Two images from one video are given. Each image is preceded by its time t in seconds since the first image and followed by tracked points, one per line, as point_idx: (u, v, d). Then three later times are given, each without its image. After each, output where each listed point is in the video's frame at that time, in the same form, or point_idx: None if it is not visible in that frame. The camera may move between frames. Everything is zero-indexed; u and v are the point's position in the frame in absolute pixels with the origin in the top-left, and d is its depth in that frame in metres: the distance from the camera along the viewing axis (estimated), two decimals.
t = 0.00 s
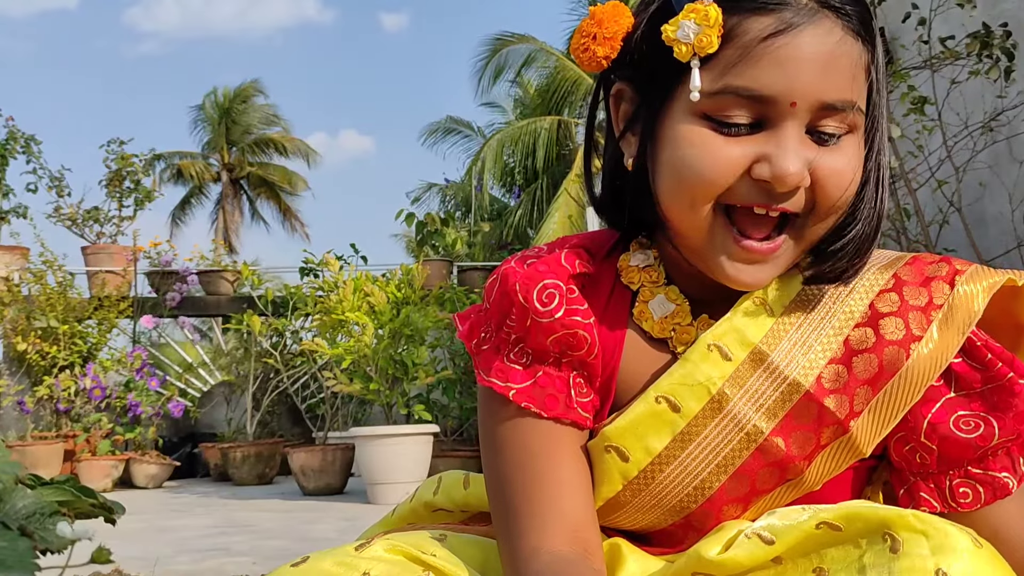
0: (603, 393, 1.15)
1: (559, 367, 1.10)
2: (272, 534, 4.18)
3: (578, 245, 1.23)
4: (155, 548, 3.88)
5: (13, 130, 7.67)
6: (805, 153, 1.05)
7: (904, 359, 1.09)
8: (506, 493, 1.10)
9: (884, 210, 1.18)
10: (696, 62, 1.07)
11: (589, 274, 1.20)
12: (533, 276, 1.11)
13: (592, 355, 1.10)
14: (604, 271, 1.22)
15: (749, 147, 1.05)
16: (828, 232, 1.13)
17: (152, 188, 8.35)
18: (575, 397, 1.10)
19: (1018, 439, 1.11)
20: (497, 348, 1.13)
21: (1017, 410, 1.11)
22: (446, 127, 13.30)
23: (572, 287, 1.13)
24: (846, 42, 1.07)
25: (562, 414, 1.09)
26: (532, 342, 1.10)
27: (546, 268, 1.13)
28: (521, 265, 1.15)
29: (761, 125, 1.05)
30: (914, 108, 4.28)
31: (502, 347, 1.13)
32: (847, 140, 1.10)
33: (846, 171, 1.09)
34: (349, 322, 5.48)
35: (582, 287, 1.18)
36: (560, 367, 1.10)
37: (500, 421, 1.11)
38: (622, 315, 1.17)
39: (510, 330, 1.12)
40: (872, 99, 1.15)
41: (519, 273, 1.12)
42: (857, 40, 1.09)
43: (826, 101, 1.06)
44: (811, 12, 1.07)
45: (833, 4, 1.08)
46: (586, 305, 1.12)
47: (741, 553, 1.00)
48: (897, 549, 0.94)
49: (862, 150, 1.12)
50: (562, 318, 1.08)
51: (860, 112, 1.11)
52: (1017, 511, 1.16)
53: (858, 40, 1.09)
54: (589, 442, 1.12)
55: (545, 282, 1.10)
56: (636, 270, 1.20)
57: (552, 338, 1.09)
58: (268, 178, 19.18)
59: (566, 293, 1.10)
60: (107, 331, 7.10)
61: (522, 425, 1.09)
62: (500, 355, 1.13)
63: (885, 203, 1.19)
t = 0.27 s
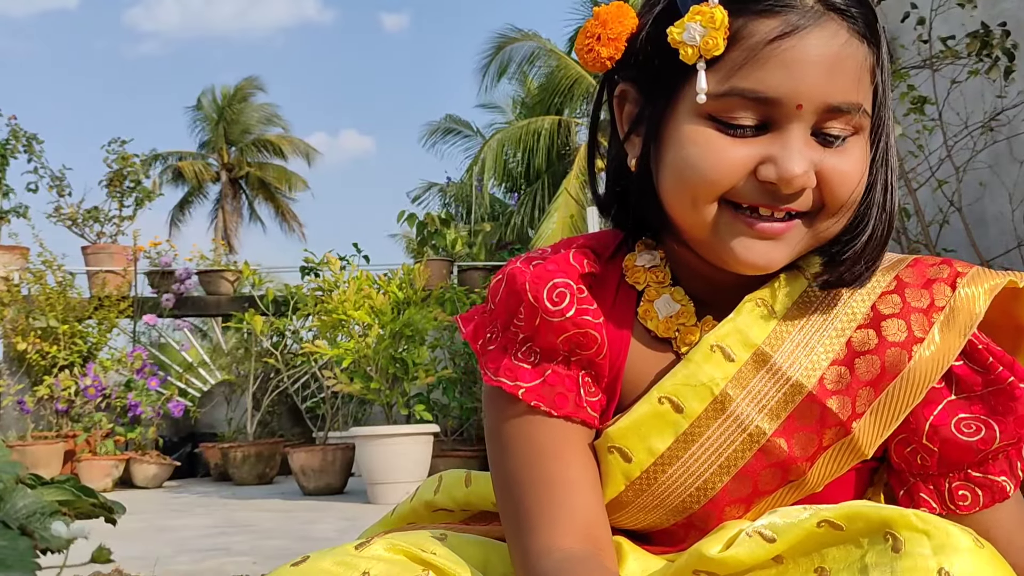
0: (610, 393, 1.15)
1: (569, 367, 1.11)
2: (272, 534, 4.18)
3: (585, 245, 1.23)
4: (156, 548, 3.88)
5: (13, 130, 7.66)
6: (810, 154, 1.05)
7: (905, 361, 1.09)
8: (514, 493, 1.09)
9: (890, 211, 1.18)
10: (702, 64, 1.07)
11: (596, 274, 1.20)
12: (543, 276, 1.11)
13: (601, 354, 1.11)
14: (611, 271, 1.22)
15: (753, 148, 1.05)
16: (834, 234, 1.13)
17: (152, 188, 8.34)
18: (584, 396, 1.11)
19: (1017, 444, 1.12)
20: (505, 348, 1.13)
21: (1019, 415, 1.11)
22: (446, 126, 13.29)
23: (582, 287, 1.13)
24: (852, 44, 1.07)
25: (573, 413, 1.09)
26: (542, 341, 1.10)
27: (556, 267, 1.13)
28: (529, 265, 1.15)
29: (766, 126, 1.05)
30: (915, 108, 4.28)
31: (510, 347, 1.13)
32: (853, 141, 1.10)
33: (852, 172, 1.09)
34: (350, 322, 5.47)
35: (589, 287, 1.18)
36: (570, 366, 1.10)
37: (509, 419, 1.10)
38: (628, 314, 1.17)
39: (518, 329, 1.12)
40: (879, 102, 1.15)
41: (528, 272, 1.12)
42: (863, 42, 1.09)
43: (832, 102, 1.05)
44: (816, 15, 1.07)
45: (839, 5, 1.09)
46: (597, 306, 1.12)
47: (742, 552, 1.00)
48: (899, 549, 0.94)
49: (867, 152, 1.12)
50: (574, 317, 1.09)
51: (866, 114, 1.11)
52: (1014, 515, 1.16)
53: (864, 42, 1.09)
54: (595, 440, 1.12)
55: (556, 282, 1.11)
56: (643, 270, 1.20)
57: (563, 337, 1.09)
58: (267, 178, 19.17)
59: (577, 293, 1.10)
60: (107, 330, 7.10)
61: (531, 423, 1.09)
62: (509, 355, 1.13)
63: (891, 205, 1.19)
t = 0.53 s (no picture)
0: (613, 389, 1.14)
1: (575, 357, 1.10)
2: (273, 533, 4.19)
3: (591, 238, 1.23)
4: (156, 548, 3.88)
5: (13, 130, 7.65)
6: (819, 154, 1.06)
7: (909, 362, 1.11)
8: (514, 475, 1.08)
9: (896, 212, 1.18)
10: (712, 63, 1.06)
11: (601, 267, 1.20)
12: (556, 263, 1.11)
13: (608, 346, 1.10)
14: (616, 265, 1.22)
15: (763, 147, 1.05)
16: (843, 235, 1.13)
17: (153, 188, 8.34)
18: (588, 388, 1.10)
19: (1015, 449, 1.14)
20: (510, 334, 1.12)
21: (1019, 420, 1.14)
22: (447, 126, 13.28)
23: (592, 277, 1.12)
24: (861, 44, 1.07)
25: (576, 404, 1.08)
26: (549, 328, 1.09)
27: (569, 256, 1.13)
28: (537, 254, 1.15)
29: (775, 125, 1.06)
30: (915, 108, 4.28)
31: (515, 333, 1.11)
32: (861, 141, 1.10)
33: (860, 171, 1.09)
34: (350, 321, 5.45)
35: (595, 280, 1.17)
36: (576, 357, 1.10)
37: (510, 403, 1.09)
38: (634, 308, 1.17)
39: (525, 316, 1.11)
40: (887, 103, 1.14)
41: (539, 260, 1.12)
42: (872, 43, 1.09)
43: (841, 101, 1.06)
44: (827, 14, 1.07)
45: (849, 5, 1.09)
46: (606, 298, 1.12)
47: (744, 548, 1.00)
48: (900, 546, 0.94)
49: (874, 151, 1.12)
50: (585, 306, 1.08)
51: (874, 114, 1.11)
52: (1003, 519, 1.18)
53: (873, 43, 1.09)
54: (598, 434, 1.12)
55: (568, 269, 1.11)
56: (650, 265, 1.20)
57: (572, 326, 1.08)
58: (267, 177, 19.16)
59: (588, 282, 1.10)
60: (107, 330, 7.09)
61: (533, 409, 1.08)
62: (514, 340, 1.11)
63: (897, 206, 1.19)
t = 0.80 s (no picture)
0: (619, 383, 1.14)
1: (581, 348, 1.10)
2: (273, 533, 4.19)
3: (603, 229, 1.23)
4: (157, 547, 3.88)
5: (14, 129, 7.65)
6: (832, 157, 1.06)
7: (917, 368, 1.12)
8: (506, 463, 1.07)
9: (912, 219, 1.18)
10: (726, 63, 1.07)
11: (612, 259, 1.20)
12: (567, 251, 1.12)
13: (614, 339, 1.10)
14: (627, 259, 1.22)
15: (774, 150, 1.05)
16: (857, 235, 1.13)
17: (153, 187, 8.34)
18: (592, 379, 1.10)
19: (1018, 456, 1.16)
20: (518, 321, 1.12)
21: None
22: (446, 125, 13.28)
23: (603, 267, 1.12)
24: (879, 49, 1.08)
25: (579, 394, 1.08)
26: (557, 317, 1.09)
27: (581, 244, 1.13)
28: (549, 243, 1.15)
29: (788, 127, 1.06)
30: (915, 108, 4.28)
31: (523, 320, 1.11)
32: (874, 146, 1.10)
33: (872, 175, 1.09)
34: (351, 321, 5.42)
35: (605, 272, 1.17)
36: (582, 348, 1.10)
37: (510, 393, 1.09)
38: (644, 302, 1.17)
39: (534, 303, 1.11)
40: (902, 109, 1.14)
41: (550, 249, 1.12)
42: (890, 48, 1.09)
43: (855, 104, 1.06)
44: (842, 17, 1.07)
45: (866, 9, 1.09)
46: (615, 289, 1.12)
47: (745, 544, 1.00)
48: (902, 544, 0.94)
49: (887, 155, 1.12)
50: (595, 295, 1.08)
51: (888, 117, 1.11)
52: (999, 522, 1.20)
53: (890, 48, 1.09)
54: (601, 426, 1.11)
55: (579, 258, 1.11)
56: (663, 259, 1.20)
57: (580, 314, 1.08)
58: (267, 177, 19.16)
59: (598, 272, 1.10)
60: (108, 329, 7.10)
61: (535, 398, 1.08)
62: (522, 327, 1.11)
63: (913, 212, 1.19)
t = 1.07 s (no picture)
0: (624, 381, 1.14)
1: (587, 345, 1.10)
2: (273, 532, 4.20)
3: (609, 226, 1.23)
4: (156, 546, 3.89)
5: (15, 128, 7.65)
6: (835, 155, 1.05)
7: (917, 361, 1.12)
8: (511, 461, 1.07)
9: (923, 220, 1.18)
10: (731, 58, 1.07)
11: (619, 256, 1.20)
12: (576, 247, 1.11)
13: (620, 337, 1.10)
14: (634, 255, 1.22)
15: (776, 146, 1.05)
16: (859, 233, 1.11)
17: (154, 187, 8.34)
18: (597, 377, 1.10)
19: None
20: (524, 317, 1.12)
21: None
22: (447, 125, 13.28)
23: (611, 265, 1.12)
24: (885, 49, 1.08)
25: (585, 392, 1.08)
26: (564, 314, 1.09)
27: (588, 242, 1.13)
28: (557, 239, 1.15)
29: (790, 124, 1.06)
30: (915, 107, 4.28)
31: (529, 316, 1.11)
32: (877, 146, 1.10)
33: (874, 174, 1.08)
34: (351, 320, 5.42)
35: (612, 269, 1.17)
36: (588, 346, 1.10)
37: (515, 388, 1.09)
38: (650, 298, 1.17)
39: (541, 300, 1.11)
40: (909, 110, 1.14)
41: (558, 245, 1.12)
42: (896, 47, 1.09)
43: (857, 102, 1.05)
44: (848, 16, 1.07)
45: (872, 9, 1.09)
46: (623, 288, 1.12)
47: (745, 540, 1.00)
48: (902, 541, 0.94)
49: (892, 155, 1.12)
50: (603, 292, 1.08)
51: (893, 118, 1.11)
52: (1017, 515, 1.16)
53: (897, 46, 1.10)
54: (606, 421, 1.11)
55: (587, 255, 1.11)
56: (669, 256, 1.20)
57: (588, 311, 1.08)
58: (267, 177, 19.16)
59: (607, 268, 1.10)
60: (108, 329, 7.10)
61: (540, 395, 1.07)
62: (528, 323, 1.11)
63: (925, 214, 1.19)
